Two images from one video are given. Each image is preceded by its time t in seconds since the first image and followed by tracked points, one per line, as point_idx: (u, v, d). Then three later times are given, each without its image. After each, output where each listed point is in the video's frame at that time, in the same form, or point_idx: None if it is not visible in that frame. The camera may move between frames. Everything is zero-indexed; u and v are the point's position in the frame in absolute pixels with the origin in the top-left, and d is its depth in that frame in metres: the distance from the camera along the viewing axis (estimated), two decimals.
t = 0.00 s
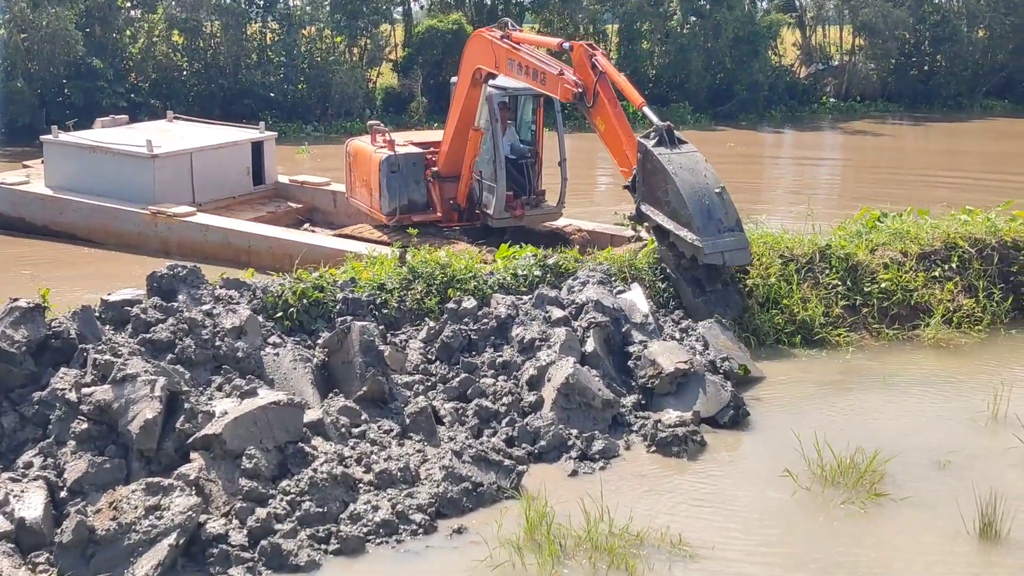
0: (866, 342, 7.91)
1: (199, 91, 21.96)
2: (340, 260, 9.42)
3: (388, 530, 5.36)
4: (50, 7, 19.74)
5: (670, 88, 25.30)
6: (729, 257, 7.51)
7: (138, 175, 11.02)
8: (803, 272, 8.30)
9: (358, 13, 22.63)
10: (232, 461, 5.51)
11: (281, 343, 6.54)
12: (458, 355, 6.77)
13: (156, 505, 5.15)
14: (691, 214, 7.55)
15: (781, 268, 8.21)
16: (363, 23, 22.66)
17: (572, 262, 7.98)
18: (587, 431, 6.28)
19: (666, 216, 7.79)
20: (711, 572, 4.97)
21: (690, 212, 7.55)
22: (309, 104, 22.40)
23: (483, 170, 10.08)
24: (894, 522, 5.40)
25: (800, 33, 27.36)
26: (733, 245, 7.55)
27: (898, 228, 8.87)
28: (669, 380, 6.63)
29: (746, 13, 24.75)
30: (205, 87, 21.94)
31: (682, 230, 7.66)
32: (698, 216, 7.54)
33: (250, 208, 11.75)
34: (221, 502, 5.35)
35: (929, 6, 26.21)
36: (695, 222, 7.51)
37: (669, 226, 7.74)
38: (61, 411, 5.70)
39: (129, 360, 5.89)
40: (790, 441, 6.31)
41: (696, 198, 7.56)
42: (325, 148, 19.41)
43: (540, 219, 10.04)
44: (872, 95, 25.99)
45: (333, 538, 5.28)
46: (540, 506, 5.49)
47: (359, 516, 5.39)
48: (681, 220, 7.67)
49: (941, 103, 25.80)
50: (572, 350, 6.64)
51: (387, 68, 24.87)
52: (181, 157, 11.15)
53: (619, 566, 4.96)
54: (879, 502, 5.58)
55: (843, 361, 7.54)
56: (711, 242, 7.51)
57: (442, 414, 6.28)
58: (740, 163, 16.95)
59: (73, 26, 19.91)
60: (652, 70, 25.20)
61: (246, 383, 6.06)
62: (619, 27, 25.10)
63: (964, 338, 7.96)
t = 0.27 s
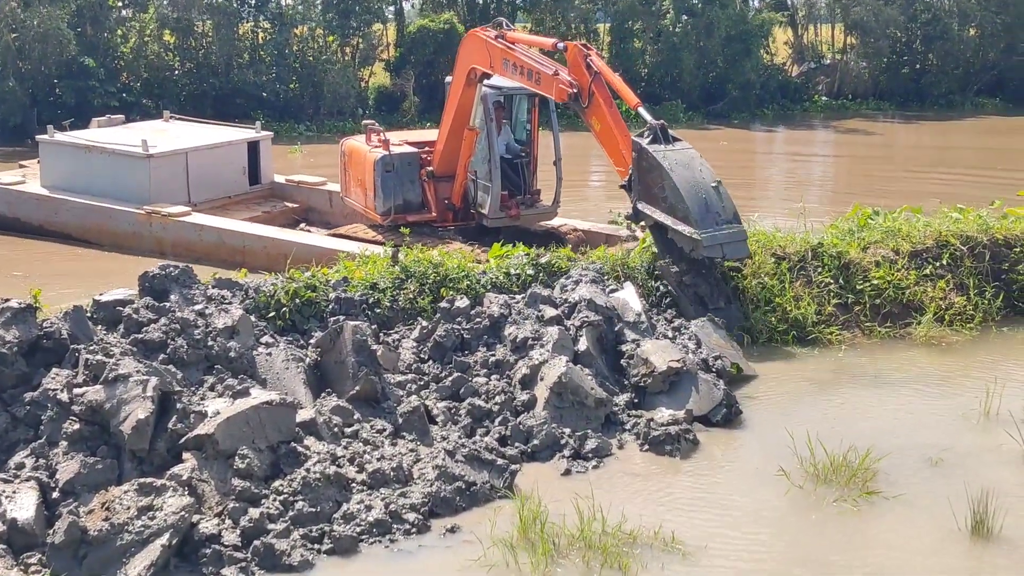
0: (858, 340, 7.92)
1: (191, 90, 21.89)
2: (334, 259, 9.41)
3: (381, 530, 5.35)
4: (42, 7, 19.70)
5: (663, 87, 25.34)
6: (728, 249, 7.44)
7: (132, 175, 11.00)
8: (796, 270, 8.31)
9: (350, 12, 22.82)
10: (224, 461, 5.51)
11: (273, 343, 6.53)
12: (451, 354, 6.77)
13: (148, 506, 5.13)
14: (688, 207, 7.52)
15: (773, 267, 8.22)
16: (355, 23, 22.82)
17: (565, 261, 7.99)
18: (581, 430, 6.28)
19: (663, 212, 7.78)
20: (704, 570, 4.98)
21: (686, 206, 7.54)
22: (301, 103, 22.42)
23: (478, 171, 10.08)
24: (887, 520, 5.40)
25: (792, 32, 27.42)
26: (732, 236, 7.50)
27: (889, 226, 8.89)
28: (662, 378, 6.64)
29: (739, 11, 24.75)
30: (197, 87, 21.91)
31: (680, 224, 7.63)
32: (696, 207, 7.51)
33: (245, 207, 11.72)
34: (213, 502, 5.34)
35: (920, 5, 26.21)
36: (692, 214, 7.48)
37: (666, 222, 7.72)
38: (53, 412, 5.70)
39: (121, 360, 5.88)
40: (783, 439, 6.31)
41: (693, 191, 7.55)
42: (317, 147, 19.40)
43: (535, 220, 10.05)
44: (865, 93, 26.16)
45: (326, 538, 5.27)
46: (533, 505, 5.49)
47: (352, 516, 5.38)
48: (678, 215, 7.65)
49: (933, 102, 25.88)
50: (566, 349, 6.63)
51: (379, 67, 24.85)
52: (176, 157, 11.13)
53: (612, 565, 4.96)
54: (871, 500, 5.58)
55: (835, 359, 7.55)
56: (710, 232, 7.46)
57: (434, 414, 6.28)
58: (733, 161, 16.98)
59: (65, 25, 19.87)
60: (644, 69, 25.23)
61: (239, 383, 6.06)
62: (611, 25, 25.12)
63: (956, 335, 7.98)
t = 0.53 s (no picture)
0: (850, 338, 7.93)
1: (183, 90, 21.77)
2: (327, 259, 9.40)
3: (374, 529, 5.35)
4: (33, 7, 19.66)
5: (655, 86, 25.37)
6: (720, 257, 7.45)
7: (127, 175, 10.98)
8: (788, 269, 8.32)
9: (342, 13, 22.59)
10: (216, 462, 5.51)
11: (266, 343, 6.52)
12: (443, 354, 6.77)
13: (140, 506, 5.12)
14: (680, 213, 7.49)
15: (765, 266, 8.23)
16: (347, 22, 22.72)
17: (557, 260, 8.00)
18: (573, 429, 6.28)
19: (655, 217, 7.75)
20: (696, 569, 4.98)
21: (678, 213, 7.50)
22: (293, 103, 22.43)
23: (473, 171, 10.08)
24: (879, 518, 5.41)
25: (784, 31, 27.46)
26: (723, 244, 7.49)
27: (881, 224, 8.91)
28: (654, 377, 6.64)
29: (731, 11, 24.78)
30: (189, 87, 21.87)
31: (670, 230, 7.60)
32: (688, 214, 7.48)
33: (241, 207, 11.70)
34: (206, 503, 5.33)
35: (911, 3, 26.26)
36: (684, 222, 7.45)
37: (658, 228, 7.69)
38: (44, 412, 5.68)
39: (113, 361, 5.86)
40: (776, 438, 6.32)
41: (685, 198, 7.51)
42: (310, 147, 19.38)
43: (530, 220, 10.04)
44: (855, 92, 26.20)
45: (319, 538, 5.27)
46: (526, 504, 5.49)
47: (345, 516, 5.38)
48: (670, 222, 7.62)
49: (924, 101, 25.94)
50: (558, 349, 6.64)
51: (371, 67, 24.83)
52: (171, 156, 11.10)
53: (605, 564, 4.97)
54: (863, 498, 5.59)
55: (827, 358, 7.56)
56: (701, 240, 7.44)
57: (427, 413, 6.28)
58: (725, 160, 16.99)
59: (56, 25, 19.82)
60: (636, 68, 25.25)
61: (231, 383, 6.06)
62: (603, 25, 25.11)
63: (948, 334, 7.99)
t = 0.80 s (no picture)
0: (843, 338, 7.95)
1: (175, 91, 21.80)
2: (321, 260, 9.39)
3: (368, 530, 5.35)
4: (25, 8, 19.62)
5: (647, 86, 25.43)
6: (710, 268, 7.56)
7: (122, 175, 10.97)
8: (781, 269, 8.33)
9: (334, 13, 22.69)
10: (209, 464, 5.50)
11: (259, 344, 6.52)
12: (436, 355, 6.76)
13: (133, 508, 5.12)
14: (671, 213, 7.57)
15: (758, 266, 8.24)
16: (339, 23, 22.71)
17: (550, 261, 8.00)
18: (567, 430, 6.28)
19: (646, 219, 7.82)
20: (690, 569, 4.98)
21: (669, 213, 7.58)
22: (286, 104, 22.48)
23: (467, 172, 10.01)
24: (872, 517, 5.42)
25: (776, 31, 27.50)
26: (715, 243, 7.56)
27: (873, 224, 8.93)
28: (647, 378, 6.65)
29: (723, 11, 24.83)
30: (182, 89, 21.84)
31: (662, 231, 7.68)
32: (679, 214, 7.55)
33: (237, 207, 11.68)
34: (199, 505, 5.33)
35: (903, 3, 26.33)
36: (675, 222, 7.52)
37: (650, 229, 7.75)
38: (36, 415, 5.68)
39: (105, 363, 5.85)
40: (769, 438, 6.33)
41: (676, 198, 7.59)
42: (303, 148, 19.37)
43: (525, 222, 10.02)
44: (848, 92, 26.23)
45: (313, 539, 5.27)
46: (519, 504, 5.49)
47: (338, 517, 5.37)
48: (662, 223, 7.69)
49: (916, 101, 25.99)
50: (551, 349, 6.64)
51: (364, 68, 24.83)
52: (166, 157, 11.09)
53: (599, 564, 4.97)
54: (856, 498, 5.60)
55: (820, 358, 7.57)
56: (692, 239, 7.51)
57: (420, 414, 6.28)
58: (718, 160, 17.01)
59: (49, 26, 19.79)
60: (629, 68, 25.27)
61: (224, 384, 6.04)
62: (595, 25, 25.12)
63: (940, 333, 8.01)
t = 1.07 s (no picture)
0: (836, 338, 7.96)
1: (168, 92, 21.80)
2: (315, 260, 9.37)
3: (361, 532, 5.34)
4: (18, 9, 19.59)
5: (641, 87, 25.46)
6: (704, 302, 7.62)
7: (118, 175, 10.95)
8: (775, 270, 8.34)
9: (328, 14, 22.54)
10: (203, 465, 5.49)
11: (253, 346, 6.52)
12: (430, 356, 6.76)
13: (127, 510, 5.12)
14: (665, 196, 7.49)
15: (752, 266, 8.26)
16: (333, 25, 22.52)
17: (544, 262, 8.00)
18: (560, 430, 6.29)
19: (641, 205, 7.71)
20: (683, 570, 4.99)
21: (664, 195, 7.50)
22: (280, 105, 22.50)
23: (462, 173, 10.04)
24: (865, 517, 5.43)
25: (770, 32, 27.52)
26: (710, 221, 7.47)
27: (867, 225, 8.94)
28: (642, 378, 6.65)
29: (716, 12, 24.89)
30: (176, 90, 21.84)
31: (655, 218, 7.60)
32: (672, 195, 7.48)
33: (234, 208, 11.66)
34: (192, 506, 5.31)
35: (897, 4, 26.40)
36: (670, 201, 7.44)
37: (645, 214, 7.64)
38: (29, 416, 5.67)
39: (98, 365, 5.85)
40: (762, 438, 6.33)
41: (669, 180, 7.52)
42: (297, 149, 19.36)
43: (520, 223, 10.00)
44: (842, 92, 26.20)
45: (306, 541, 5.26)
46: (514, 505, 5.49)
47: (332, 518, 5.37)
48: (656, 207, 7.59)
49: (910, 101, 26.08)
50: (545, 350, 6.64)
51: (358, 69, 24.84)
52: (162, 157, 11.07)
53: (593, 565, 4.97)
54: (849, 498, 5.61)
55: (814, 358, 7.58)
56: (687, 217, 7.42)
57: (414, 415, 6.27)
58: (713, 161, 17.04)
59: (43, 28, 19.77)
60: (622, 69, 25.31)
61: (218, 386, 6.03)
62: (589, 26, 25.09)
63: (933, 333, 8.02)
